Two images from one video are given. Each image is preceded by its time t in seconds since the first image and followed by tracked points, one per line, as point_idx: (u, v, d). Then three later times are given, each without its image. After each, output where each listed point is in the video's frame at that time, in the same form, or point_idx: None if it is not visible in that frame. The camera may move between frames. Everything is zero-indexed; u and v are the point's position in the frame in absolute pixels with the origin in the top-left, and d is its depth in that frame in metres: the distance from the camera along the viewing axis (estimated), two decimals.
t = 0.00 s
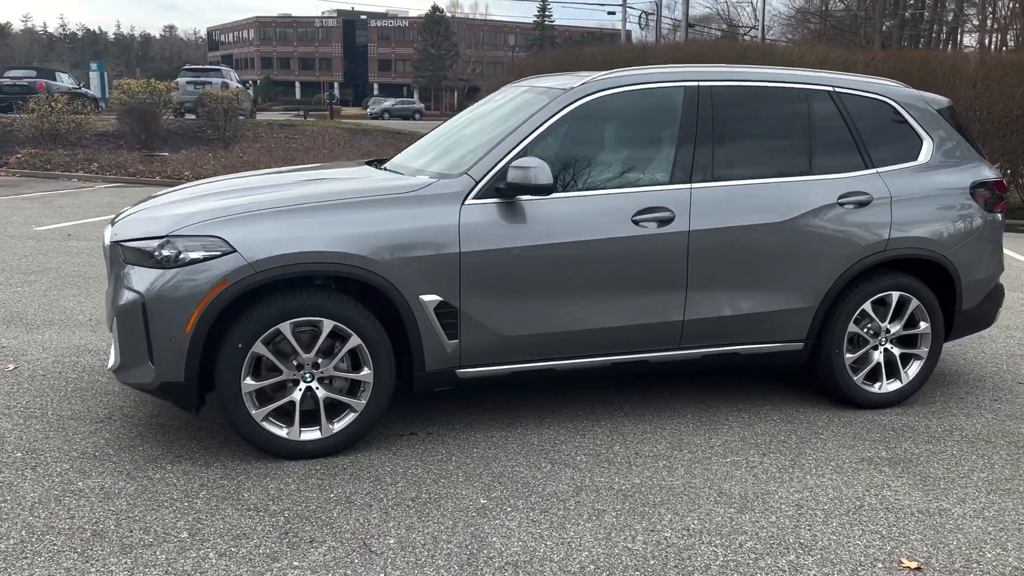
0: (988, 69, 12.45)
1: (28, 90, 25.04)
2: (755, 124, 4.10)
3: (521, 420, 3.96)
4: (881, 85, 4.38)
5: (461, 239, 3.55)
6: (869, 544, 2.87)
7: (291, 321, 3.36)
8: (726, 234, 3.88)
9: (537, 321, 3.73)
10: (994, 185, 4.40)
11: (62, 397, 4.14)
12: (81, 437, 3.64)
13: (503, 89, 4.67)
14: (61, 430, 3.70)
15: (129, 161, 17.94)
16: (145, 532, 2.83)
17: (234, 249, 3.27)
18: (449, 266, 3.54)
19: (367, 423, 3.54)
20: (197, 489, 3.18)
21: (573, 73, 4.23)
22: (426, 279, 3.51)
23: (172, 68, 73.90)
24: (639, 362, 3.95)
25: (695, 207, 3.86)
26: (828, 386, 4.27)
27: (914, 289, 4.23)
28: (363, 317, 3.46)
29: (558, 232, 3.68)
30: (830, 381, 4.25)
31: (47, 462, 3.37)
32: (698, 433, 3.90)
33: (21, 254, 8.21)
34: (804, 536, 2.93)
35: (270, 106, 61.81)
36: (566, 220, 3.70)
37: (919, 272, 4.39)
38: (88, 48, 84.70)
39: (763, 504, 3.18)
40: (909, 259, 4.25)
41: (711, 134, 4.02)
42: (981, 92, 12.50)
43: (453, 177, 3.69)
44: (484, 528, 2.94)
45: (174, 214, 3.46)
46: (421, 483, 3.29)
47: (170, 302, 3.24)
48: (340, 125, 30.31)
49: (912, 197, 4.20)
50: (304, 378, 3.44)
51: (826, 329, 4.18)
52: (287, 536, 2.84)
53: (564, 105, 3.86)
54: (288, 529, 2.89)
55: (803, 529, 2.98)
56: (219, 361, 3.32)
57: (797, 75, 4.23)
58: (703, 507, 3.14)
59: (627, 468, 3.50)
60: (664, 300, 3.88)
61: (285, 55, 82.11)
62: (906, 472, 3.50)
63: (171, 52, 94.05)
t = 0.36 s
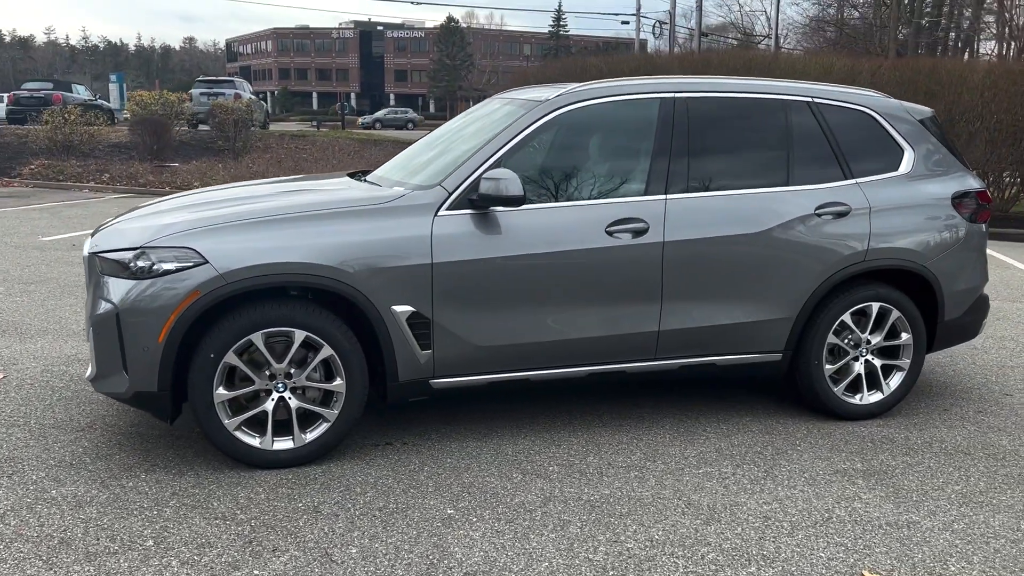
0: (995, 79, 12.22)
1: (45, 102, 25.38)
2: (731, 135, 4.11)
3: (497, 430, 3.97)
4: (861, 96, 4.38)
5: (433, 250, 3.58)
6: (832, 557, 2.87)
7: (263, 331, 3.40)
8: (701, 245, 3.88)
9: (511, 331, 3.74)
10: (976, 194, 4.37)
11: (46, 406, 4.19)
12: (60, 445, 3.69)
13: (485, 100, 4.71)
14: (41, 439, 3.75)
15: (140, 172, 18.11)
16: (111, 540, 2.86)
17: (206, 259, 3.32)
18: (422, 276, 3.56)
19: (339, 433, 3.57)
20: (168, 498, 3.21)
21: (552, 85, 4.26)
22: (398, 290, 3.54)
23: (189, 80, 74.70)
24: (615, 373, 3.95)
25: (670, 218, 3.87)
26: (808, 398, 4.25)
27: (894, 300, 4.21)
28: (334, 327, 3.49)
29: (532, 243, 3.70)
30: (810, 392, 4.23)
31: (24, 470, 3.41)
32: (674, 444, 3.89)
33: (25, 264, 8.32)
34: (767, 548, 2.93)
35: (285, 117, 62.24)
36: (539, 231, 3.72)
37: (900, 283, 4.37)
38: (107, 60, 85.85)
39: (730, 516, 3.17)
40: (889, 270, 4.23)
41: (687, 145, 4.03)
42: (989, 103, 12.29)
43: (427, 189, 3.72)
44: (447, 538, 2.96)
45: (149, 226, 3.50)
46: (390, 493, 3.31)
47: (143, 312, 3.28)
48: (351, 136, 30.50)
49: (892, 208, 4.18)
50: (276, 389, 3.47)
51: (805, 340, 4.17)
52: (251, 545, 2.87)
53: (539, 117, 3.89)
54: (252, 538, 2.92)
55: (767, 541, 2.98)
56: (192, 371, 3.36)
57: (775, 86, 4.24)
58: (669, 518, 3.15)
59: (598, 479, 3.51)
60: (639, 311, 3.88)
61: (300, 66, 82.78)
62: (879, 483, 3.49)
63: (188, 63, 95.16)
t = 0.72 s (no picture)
0: (1008, 86, 12.09)
1: (65, 110, 25.78)
2: (718, 142, 4.18)
3: (487, 431, 4.05)
4: (849, 105, 4.44)
5: (422, 254, 3.67)
6: (804, 556, 2.93)
7: (256, 333, 3.50)
8: (686, 251, 3.95)
9: (499, 334, 3.82)
10: (964, 202, 4.41)
11: (50, 405, 4.32)
12: (61, 443, 3.81)
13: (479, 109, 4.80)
14: (42, 436, 3.88)
15: (156, 178, 18.36)
16: (104, 533, 2.97)
17: (201, 262, 3.43)
18: (411, 281, 3.66)
19: (330, 433, 3.67)
20: (162, 493, 3.32)
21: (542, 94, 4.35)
22: (388, 294, 3.63)
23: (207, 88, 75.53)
24: (602, 376, 4.03)
25: (657, 225, 3.95)
26: (796, 402, 4.31)
27: (881, 306, 4.26)
28: (325, 329, 3.59)
29: (520, 249, 3.78)
30: (797, 397, 4.28)
31: (25, 466, 3.53)
32: (660, 446, 3.96)
33: (39, 268, 8.50)
34: (741, 546, 2.99)
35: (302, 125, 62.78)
36: (526, 236, 3.80)
37: (888, 290, 4.42)
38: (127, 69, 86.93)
39: (708, 516, 3.24)
40: (876, 276, 4.28)
41: (675, 152, 4.11)
42: (1001, 111, 12.13)
43: (417, 195, 3.82)
44: (429, 534, 3.04)
45: (148, 230, 3.62)
46: (377, 490, 3.40)
47: (140, 314, 3.40)
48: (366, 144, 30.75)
49: (879, 215, 4.24)
50: (268, 389, 3.57)
51: (791, 345, 4.23)
52: (238, 539, 2.96)
53: (528, 125, 3.98)
54: (240, 532, 3.02)
55: (742, 540, 3.04)
56: (187, 371, 3.47)
57: (763, 95, 4.31)
58: (648, 517, 3.22)
59: (582, 479, 3.58)
60: (625, 315, 3.96)
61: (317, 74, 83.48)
62: (859, 486, 3.54)
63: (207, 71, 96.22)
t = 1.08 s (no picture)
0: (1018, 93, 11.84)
1: (88, 116, 26.25)
2: (710, 148, 4.29)
3: (482, 427, 4.17)
4: (839, 111, 4.54)
5: (420, 255, 3.80)
6: (781, 546, 3.03)
7: (259, 329, 3.65)
8: (677, 253, 4.06)
9: (494, 332, 3.95)
10: (954, 207, 4.49)
11: (64, 398, 4.49)
12: (73, 434, 3.98)
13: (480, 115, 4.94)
14: (56, 428, 4.05)
15: (175, 183, 18.65)
16: (111, 517, 3.12)
17: (206, 261, 3.58)
18: (408, 280, 3.79)
19: (330, 427, 3.80)
20: (167, 482, 3.47)
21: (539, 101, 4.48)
22: (386, 292, 3.77)
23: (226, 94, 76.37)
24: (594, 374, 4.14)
25: (648, 227, 4.06)
26: (786, 402, 4.40)
27: (870, 308, 4.34)
28: (325, 327, 3.73)
29: (514, 250, 3.91)
30: (788, 397, 4.37)
31: (38, 455, 3.70)
32: (651, 443, 4.06)
33: (58, 270, 8.72)
34: (721, 537, 3.09)
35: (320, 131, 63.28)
36: (521, 238, 3.92)
37: (878, 293, 4.50)
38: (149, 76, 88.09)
39: (691, 508, 3.34)
40: (865, 280, 4.37)
41: (667, 157, 4.22)
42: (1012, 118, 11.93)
43: (415, 198, 3.95)
44: (420, 522, 3.16)
45: (157, 231, 3.78)
46: (373, 481, 3.53)
47: (148, 310, 3.56)
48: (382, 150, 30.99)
49: (868, 219, 4.32)
50: (270, 383, 3.72)
51: (781, 346, 4.32)
52: (238, 524, 3.10)
53: (523, 130, 4.11)
54: (240, 518, 3.16)
55: (722, 531, 3.14)
56: (192, 365, 3.63)
57: (754, 102, 4.42)
58: (633, 509, 3.32)
59: (572, 472, 3.69)
60: (617, 315, 4.07)
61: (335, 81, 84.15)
62: (842, 483, 3.62)
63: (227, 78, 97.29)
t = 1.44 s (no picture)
0: None
1: (106, 121, 26.55)
2: (701, 154, 4.31)
3: (472, 430, 4.19)
4: (832, 118, 4.55)
5: (408, 259, 3.84)
6: (760, 551, 3.04)
7: (248, 331, 3.70)
8: (665, 259, 4.08)
9: (483, 337, 3.97)
10: (946, 214, 4.47)
11: (62, 399, 4.57)
12: (68, 433, 4.05)
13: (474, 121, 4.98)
14: (52, 427, 4.12)
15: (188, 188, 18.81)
16: (98, 515, 3.17)
17: (197, 263, 3.64)
18: (397, 284, 3.83)
19: (318, 428, 3.85)
20: (156, 481, 3.52)
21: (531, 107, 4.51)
22: (375, 296, 3.81)
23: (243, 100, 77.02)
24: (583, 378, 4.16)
25: (637, 233, 4.08)
26: (776, 409, 4.40)
27: (861, 315, 4.34)
28: (315, 329, 3.77)
29: (502, 254, 3.94)
30: (778, 403, 4.37)
31: (32, 454, 3.77)
32: (639, 448, 4.07)
33: (67, 273, 8.84)
34: (700, 541, 3.11)
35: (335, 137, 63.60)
36: (510, 243, 3.95)
37: (870, 300, 4.49)
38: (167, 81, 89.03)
39: (673, 512, 3.36)
40: (856, 286, 4.37)
41: (657, 164, 4.24)
42: None
43: (405, 203, 3.99)
44: (402, 523, 3.19)
45: (150, 234, 3.85)
46: (359, 483, 3.56)
47: (139, 312, 3.62)
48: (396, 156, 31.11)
49: (860, 226, 4.32)
50: (260, 385, 3.77)
51: (771, 352, 4.32)
52: (222, 524, 3.15)
53: (513, 136, 4.15)
54: (224, 517, 3.20)
55: (702, 535, 3.16)
56: (183, 366, 3.69)
57: (746, 109, 4.44)
58: (615, 513, 3.34)
59: (557, 476, 3.71)
60: (606, 320, 4.09)
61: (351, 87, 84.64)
62: (827, 489, 3.62)
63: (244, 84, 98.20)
